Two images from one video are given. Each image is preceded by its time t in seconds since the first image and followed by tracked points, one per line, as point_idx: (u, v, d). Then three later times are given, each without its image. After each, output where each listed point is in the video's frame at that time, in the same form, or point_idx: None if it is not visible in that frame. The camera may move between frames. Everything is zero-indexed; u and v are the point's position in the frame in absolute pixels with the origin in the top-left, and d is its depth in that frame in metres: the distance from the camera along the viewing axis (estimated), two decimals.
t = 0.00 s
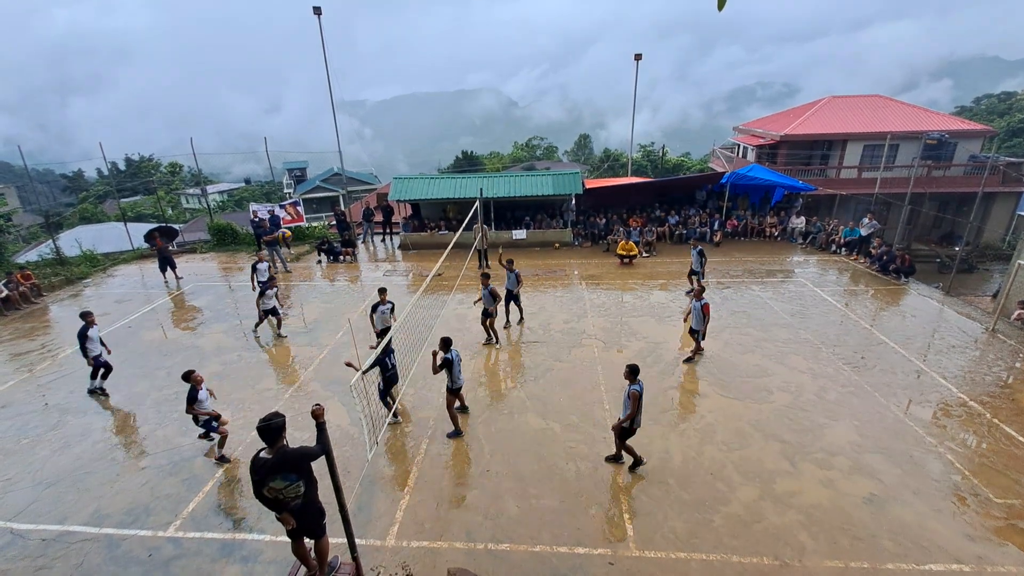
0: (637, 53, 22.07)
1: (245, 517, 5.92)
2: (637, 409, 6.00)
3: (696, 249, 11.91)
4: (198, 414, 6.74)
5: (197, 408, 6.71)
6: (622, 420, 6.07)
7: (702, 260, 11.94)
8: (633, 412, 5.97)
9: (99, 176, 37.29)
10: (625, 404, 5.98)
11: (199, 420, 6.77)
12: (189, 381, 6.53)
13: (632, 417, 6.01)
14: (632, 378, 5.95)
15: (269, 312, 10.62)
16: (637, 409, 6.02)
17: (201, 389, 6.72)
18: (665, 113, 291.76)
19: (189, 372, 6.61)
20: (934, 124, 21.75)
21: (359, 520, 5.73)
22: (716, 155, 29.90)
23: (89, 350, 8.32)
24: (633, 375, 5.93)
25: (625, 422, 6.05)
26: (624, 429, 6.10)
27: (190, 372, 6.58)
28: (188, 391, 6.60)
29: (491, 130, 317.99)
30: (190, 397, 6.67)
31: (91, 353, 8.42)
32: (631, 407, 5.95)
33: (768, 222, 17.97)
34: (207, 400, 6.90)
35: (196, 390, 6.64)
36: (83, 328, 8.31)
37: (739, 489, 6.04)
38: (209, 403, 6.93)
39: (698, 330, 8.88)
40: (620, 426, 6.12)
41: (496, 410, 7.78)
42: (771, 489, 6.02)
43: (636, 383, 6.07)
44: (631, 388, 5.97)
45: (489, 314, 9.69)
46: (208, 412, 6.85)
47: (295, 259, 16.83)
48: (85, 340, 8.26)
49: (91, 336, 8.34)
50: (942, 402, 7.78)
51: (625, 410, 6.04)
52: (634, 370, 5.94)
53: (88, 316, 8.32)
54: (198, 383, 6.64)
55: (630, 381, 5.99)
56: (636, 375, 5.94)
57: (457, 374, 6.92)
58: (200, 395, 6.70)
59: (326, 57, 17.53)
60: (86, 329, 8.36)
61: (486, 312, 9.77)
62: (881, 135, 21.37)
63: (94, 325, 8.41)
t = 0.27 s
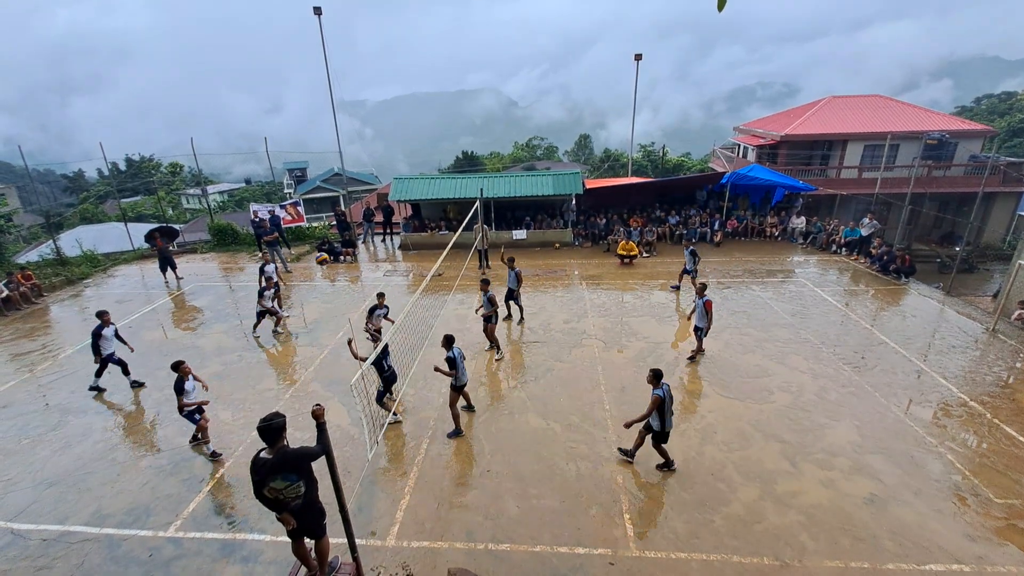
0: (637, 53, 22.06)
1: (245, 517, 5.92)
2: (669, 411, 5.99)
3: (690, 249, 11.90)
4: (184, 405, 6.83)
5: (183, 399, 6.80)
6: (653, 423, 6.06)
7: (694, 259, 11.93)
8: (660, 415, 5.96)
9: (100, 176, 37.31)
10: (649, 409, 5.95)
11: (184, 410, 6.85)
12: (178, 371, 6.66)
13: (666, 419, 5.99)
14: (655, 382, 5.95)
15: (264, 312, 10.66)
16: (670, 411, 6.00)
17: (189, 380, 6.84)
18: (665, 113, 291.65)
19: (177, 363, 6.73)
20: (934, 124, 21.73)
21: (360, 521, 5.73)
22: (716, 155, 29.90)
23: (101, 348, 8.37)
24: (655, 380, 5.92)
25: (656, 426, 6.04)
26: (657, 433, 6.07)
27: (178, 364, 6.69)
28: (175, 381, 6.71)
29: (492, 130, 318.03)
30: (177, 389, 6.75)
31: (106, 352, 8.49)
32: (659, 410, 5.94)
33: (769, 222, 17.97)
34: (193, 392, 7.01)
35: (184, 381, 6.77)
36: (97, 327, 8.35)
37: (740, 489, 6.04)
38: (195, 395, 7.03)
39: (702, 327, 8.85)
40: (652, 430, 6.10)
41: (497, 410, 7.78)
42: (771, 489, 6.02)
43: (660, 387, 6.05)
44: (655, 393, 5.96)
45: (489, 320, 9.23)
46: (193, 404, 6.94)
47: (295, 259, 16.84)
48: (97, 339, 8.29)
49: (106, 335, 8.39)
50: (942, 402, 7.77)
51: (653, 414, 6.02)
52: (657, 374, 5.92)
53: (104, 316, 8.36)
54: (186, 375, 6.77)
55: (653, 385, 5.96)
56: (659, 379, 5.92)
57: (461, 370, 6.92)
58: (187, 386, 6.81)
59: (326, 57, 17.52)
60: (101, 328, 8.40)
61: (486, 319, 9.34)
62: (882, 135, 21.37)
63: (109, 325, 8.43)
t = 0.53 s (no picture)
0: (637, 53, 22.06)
1: (246, 518, 5.92)
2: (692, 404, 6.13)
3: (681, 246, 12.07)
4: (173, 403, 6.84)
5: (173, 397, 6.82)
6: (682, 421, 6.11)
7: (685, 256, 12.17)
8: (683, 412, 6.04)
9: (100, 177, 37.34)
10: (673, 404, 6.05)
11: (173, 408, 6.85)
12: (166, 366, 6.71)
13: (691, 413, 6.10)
14: (681, 378, 5.99)
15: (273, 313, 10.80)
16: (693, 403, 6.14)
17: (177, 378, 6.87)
18: (665, 113, 291.62)
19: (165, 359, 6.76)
20: (935, 124, 21.73)
21: (360, 521, 5.74)
22: (716, 155, 29.91)
23: (122, 344, 8.53)
24: (682, 376, 5.96)
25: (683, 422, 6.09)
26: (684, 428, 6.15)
27: (165, 360, 6.72)
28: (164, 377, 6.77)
29: (492, 130, 318.05)
30: (166, 386, 6.79)
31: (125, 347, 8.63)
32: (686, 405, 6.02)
33: (769, 223, 17.97)
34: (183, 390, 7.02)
35: (173, 377, 6.80)
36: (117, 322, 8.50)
37: (740, 490, 6.03)
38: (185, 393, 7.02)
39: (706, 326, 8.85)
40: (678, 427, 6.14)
41: (497, 411, 7.78)
42: (772, 490, 6.01)
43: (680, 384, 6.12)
44: (680, 390, 6.00)
45: (489, 323, 9.20)
46: (182, 402, 6.93)
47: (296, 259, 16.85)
48: (119, 335, 8.47)
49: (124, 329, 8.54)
50: (943, 402, 7.77)
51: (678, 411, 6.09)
52: (682, 371, 5.95)
53: (123, 311, 8.51)
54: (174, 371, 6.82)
55: (678, 382, 6.02)
56: (684, 376, 5.97)
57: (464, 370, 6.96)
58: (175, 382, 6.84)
59: (325, 58, 17.53)
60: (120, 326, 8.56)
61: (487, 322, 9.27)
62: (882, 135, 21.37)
63: (128, 319, 8.62)
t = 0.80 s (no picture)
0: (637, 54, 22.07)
1: (246, 518, 5.93)
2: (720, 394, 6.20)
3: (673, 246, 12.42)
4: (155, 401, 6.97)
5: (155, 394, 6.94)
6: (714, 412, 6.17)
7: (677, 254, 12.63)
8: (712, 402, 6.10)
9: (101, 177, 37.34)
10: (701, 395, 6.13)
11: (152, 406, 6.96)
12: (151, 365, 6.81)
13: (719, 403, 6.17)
14: (705, 369, 6.06)
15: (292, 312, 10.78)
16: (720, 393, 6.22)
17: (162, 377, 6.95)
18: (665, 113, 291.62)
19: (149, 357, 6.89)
20: (935, 124, 21.72)
21: (360, 521, 5.74)
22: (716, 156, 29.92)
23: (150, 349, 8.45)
24: (706, 367, 6.03)
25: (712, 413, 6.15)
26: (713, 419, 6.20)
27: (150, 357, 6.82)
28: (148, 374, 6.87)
29: (492, 131, 318.10)
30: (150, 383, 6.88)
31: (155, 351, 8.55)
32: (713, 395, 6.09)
33: (769, 223, 17.97)
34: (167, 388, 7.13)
35: (157, 375, 6.87)
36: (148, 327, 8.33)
37: (740, 490, 6.03)
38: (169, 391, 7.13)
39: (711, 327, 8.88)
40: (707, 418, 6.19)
41: (498, 411, 7.79)
42: (773, 490, 6.01)
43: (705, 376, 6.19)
44: (705, 381, 6.07)
45: (490, 326, 9.15)
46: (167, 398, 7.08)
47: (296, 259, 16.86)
48: (148, 341, 8.37)
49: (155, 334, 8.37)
50: (943, 403, 7.77)
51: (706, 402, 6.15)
52: (707, 362, 6.03)
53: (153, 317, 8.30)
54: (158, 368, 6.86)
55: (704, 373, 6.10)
56: (707, 367, 6.05)
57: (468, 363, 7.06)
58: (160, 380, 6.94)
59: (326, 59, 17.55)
60: (151, 329, 8.40)
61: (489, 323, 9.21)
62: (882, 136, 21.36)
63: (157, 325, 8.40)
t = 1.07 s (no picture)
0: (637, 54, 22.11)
1: (246, 518, 5.93)
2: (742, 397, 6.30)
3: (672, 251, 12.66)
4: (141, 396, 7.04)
5: (141, 389, 7.01)
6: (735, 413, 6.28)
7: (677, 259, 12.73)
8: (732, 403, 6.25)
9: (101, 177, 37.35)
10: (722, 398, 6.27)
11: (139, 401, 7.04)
12: (139, 359, 6.92)
13: (740, 405, 6.26)
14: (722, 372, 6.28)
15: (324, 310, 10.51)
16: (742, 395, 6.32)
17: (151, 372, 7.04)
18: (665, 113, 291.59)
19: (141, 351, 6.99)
20: (936, 124, 21.73)
21: (360, 521, 5.74)
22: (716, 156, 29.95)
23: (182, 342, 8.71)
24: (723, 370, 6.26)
25: (732, 415, 6.27)
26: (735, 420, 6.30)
27: (142, 351, 6.95)
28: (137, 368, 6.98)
29: (492, 131, 318.20)
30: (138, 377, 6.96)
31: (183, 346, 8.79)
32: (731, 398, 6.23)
33: (769, 223, 17.97)
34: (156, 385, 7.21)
35: (146, 370, 6.97)
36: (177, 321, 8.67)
37: (741, 490, 6.02)
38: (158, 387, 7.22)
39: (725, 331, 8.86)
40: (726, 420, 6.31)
41: (497, 411, 7.79)
42: (773, 490, 6.00)
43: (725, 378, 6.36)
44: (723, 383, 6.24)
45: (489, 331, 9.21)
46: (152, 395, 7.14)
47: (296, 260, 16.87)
48: (178, 333, 8.63)
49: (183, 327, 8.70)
50: (943, 403, 7.77)
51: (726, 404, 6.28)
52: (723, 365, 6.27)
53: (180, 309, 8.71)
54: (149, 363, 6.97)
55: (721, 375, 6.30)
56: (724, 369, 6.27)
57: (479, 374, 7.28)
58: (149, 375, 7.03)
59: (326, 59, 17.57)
60: (179, 323, 8.70)
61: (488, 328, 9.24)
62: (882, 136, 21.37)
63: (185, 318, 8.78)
